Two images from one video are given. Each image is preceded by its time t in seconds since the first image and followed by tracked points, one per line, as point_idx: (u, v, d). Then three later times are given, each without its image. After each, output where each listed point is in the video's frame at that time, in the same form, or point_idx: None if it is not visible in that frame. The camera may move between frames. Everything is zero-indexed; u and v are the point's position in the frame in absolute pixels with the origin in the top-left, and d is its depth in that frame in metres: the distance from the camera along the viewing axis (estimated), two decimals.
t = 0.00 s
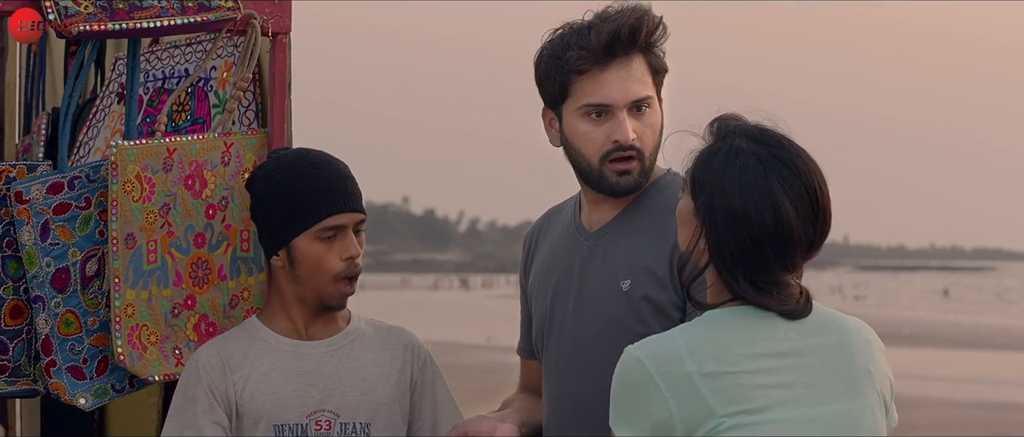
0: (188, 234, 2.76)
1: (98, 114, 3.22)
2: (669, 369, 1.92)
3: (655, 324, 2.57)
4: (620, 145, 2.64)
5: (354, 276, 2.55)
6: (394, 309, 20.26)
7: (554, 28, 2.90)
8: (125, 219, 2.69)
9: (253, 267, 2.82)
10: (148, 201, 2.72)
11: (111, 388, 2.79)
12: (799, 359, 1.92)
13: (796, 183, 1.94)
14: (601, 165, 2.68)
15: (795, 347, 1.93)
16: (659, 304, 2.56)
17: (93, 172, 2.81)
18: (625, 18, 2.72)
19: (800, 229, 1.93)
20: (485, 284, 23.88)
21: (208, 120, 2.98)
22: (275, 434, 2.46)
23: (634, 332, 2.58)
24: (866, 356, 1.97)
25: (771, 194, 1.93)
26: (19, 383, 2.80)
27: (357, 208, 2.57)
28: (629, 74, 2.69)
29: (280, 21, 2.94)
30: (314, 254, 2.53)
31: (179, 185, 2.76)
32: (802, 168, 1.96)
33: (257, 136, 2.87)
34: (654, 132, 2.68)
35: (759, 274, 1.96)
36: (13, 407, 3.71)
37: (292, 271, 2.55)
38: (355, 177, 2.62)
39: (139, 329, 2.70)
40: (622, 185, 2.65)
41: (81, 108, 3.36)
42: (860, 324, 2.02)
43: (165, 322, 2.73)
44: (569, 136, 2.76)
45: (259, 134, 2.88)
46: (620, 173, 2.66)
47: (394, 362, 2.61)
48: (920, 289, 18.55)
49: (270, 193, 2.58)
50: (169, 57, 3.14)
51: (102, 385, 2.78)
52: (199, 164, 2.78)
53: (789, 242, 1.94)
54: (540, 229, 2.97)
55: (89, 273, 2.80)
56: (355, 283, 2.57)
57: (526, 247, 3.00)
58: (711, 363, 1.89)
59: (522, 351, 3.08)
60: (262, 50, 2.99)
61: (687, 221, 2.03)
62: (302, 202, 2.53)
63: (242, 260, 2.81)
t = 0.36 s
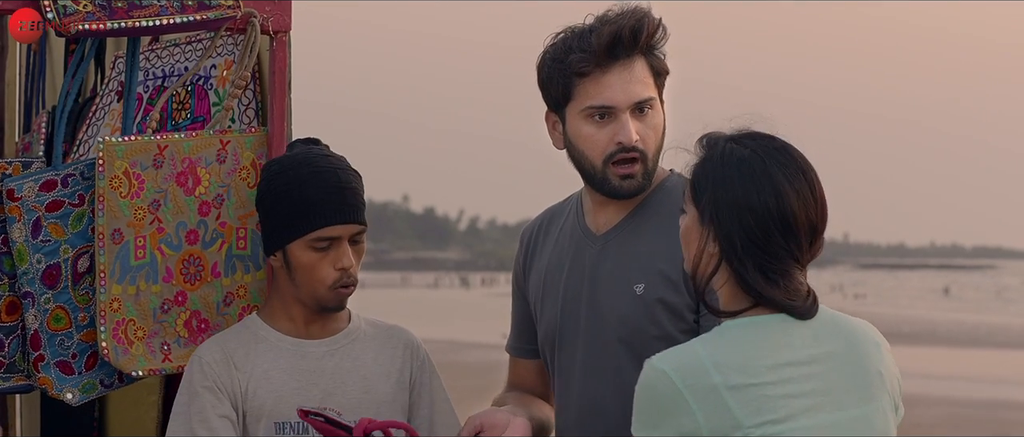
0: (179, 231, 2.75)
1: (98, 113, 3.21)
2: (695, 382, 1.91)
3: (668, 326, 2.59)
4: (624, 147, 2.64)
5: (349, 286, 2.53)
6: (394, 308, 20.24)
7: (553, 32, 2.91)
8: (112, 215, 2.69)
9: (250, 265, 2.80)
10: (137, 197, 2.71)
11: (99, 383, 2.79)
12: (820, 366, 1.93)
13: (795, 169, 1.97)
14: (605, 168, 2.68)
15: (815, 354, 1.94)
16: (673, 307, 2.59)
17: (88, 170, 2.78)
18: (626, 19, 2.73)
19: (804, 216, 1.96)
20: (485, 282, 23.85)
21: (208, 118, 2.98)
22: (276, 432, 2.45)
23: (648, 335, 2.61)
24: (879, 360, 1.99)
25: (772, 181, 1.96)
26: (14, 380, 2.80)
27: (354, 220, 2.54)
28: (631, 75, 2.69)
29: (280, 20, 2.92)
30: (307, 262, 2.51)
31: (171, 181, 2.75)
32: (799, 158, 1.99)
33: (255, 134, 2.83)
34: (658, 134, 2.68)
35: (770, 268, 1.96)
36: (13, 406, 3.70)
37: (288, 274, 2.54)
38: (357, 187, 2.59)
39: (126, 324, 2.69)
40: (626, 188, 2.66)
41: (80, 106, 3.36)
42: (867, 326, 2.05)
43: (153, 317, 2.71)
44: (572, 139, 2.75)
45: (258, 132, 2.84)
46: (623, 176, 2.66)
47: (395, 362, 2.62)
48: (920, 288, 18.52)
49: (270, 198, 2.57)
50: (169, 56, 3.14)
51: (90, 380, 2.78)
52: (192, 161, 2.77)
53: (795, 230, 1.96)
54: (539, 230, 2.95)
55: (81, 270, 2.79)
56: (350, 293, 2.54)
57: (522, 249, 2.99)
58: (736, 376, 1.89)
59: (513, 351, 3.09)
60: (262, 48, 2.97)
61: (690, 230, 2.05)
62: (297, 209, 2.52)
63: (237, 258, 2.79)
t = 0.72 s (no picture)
0: (176, 229, 2.75)
1: (98, 111, 3.21)
2: (757, 429, 1.89)
3: (691, 322, 2.68)
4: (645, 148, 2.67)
5: (355, 277, 2.53)
6: (395, 306, 20.24)
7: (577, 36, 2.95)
8: (109, 212, 2.68)
9: (249, 264, 2.81)
10: (133, 195, 2.70)
11: (91, 379, 2.79)
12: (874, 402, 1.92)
13: (822, 200, 2.01)
14: (626, 168, 2.71)
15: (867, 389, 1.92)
16: (697, 303, 2.68)
17: (83, 168, 2.78)
18: (645, 23, 2.75)
19: (837, 246, 1.99)
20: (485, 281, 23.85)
21: (208, 117, 2.97)
22: (282, 430, 2.46)
23: (673, 331, 2.70)
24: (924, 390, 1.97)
25: (801, 213, 2.00)
26: (4, 374, 2.79)
27: (361, 211, 2.54)
28: (652, 78, 2.72)
29: (280, 18, 2.91)
30: (314, 252, 2.51)
31: (168, 179, 2.74)
32: (825, 190, 2.04)
33: (254, 132, 2.83)
34: (679, 134, 2.71)
35: (809, 299, 1.99)
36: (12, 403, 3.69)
37: (294, 267, 2.54)
38: (364, 178, 2.59)
39: (122, 321, 2.68)
40: (646, 184, 2.69)
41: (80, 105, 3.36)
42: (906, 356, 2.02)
43: (149, 314, 2.70)
44: (594, 141, 2.79)
45: (258, 130, 2.84)
46: (644, 171, 2.69)
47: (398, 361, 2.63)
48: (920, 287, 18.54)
49: (276, 188, 2.57)
50: (169, 54, 3.14)
51: (82, 376, 2.78)
52: (190, 160, 2.76)
53: (830, 259, 1.98)
54: (562, 228, 3.04)
55: (76, 266, 2.78)
56: (356, 284, 2.54)
57: (544, 247, 3.08)
58: (799, 419, 1.88)
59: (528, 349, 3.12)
60: (262, 47, 2.97)
61: (725, 269, 2.10)
62: (304, 199, 2.51)
63: (236, 256, 2.80)
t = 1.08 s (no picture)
0: (174, 230, 2.74)
1: (93, 112, 3.20)
2: None
3: (722, 332, 3.00)
4: (682, 159, 3.01)
5: (353, 278, 2.53)
6: (390, 307, 20.22)
7: (624, 51, 3.30)
8: (107, 214, 2.66)
9: (246, 265, 2.81)
10: (132, 196, 2.69)
11: (87, 379, 2.79)
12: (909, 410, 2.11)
13: (870, 232, 2.20)
14: (664, 177, 3.06)
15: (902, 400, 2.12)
16: (725, 313, 3.00)
17: (78, 168, 2.77)
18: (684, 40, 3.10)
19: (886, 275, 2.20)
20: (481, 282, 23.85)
21: (203, 118, 2.97)
22: (278, 429, 2.46)
23: (704, 339, 3.02)
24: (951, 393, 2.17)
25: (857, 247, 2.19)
26: None
27: (365, 213, 2.55)
28: (692, 93, 3.06)
29: (276, 19, 2.91)
30: (317, 252, 2.51)
31: (166, 181, 2.73)
32: (869, 220, 2.24)
33: (250, 133, 2.83)
34: (717, 147, 3.04)
35: (869, 324, 2.18)
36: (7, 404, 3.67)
37: (294, 265, 2.54)
38: (367, 180, 2.60)
39: (120, 322, 2.67)
40: (683, 192, 3.03)
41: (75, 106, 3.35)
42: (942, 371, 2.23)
43: (148, 316, 2.70)
44: (636, 151, 3.14)
45: (254, 131, 2.83)
46: (679, 181, 3.03)
47: (394, 360, 2.63)
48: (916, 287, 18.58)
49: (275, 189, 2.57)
50: (164, 55, 3.14)
51: (77, 376, 2.78)
52: (187, 161, 2.75)
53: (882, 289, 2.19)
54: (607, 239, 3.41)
55: (70, 267, 2.77)
56: (355, 285, 2.54)
57: (595, 249, 3.44)
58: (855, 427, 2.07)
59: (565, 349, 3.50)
60: (257, 48, 2.97)
61: (779, 302, 2.26)
62: (303, 200, 2.51)
63: (233, 257, 2.80)
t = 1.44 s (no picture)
0: (159, 222, 2.75)
1: (74, 102, 3.20)
2: (761, 411, 2.19)
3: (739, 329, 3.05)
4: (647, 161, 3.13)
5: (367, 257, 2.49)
6: (371, 298, 20.22)
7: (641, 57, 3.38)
8: (94, 206, 2.67)
9: (228, 256, 2.81)
10: (119, 189, 2.70)
11: (69, 371, 2.80)
12: (847, 395, 2.23)
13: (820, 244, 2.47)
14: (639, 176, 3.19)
15: (840, 384, 2.24)
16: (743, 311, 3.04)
17: (59, 158, 2.77)
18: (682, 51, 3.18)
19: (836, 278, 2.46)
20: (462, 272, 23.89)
21: (184, 109, 2.99)
22: (286, 419, 2.34)
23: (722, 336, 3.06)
24: (889, 386, 2.30)
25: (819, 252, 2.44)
26: None
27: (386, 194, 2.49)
28: (666, 103, 3.14)
29: (256, 9, 2.89)
30: (351, 232, 2.41)
31: (150, 172, 2.73)
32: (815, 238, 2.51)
33: (231, 124, 2.84)
34: (684, 155, 3.12)
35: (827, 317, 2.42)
36: None
37: (321, 248, 2.38)
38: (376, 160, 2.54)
39: (109, 315, 2.68)
40: (648, 192, 3.16)
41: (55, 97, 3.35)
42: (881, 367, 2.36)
43: (136, 308, 2.72)
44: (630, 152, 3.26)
45: (234, 122, 2.84)
46: (649, 182, 3.16)
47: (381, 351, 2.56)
48: (896, 280, 18.69)
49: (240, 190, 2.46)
50: (144, 46, 3.14)
51: (59, 368, 2.79)
52: (171, 152, 2.76)
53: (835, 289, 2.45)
54: (618, 233, 3.42)
55: (52, 257, 2.78)
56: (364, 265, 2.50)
57: (604, 243, 3.44)
58: (792, 401, 2.19)
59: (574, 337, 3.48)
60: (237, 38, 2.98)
61: (748, 299, 2.44)
62: (275, 186, 2.37)
63: (216, 248, 2.80)
